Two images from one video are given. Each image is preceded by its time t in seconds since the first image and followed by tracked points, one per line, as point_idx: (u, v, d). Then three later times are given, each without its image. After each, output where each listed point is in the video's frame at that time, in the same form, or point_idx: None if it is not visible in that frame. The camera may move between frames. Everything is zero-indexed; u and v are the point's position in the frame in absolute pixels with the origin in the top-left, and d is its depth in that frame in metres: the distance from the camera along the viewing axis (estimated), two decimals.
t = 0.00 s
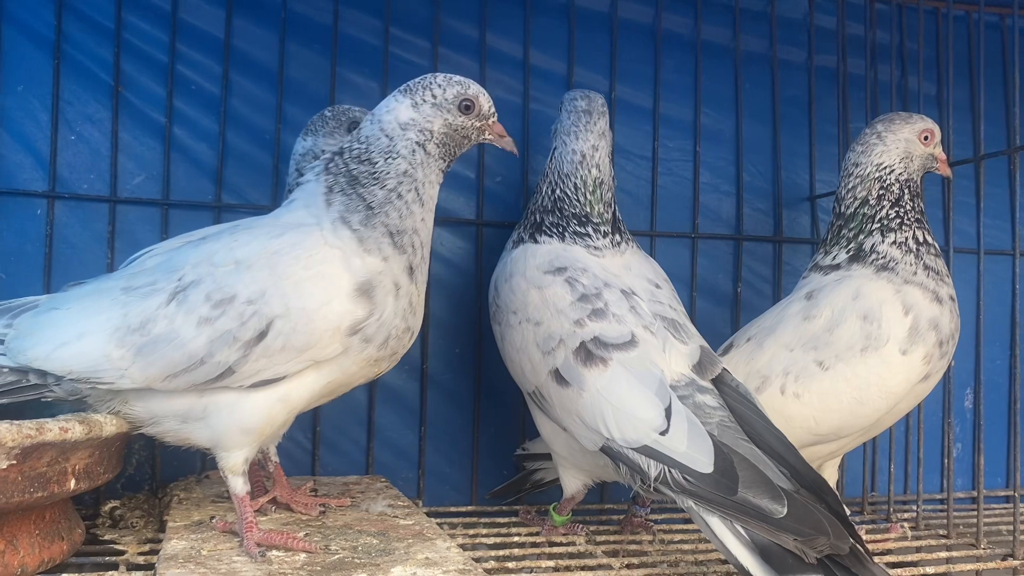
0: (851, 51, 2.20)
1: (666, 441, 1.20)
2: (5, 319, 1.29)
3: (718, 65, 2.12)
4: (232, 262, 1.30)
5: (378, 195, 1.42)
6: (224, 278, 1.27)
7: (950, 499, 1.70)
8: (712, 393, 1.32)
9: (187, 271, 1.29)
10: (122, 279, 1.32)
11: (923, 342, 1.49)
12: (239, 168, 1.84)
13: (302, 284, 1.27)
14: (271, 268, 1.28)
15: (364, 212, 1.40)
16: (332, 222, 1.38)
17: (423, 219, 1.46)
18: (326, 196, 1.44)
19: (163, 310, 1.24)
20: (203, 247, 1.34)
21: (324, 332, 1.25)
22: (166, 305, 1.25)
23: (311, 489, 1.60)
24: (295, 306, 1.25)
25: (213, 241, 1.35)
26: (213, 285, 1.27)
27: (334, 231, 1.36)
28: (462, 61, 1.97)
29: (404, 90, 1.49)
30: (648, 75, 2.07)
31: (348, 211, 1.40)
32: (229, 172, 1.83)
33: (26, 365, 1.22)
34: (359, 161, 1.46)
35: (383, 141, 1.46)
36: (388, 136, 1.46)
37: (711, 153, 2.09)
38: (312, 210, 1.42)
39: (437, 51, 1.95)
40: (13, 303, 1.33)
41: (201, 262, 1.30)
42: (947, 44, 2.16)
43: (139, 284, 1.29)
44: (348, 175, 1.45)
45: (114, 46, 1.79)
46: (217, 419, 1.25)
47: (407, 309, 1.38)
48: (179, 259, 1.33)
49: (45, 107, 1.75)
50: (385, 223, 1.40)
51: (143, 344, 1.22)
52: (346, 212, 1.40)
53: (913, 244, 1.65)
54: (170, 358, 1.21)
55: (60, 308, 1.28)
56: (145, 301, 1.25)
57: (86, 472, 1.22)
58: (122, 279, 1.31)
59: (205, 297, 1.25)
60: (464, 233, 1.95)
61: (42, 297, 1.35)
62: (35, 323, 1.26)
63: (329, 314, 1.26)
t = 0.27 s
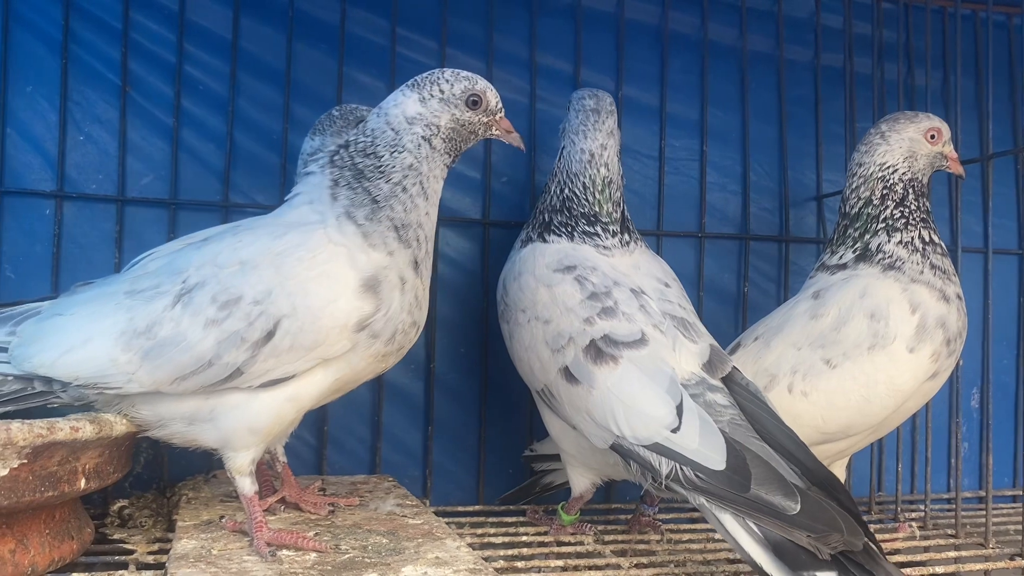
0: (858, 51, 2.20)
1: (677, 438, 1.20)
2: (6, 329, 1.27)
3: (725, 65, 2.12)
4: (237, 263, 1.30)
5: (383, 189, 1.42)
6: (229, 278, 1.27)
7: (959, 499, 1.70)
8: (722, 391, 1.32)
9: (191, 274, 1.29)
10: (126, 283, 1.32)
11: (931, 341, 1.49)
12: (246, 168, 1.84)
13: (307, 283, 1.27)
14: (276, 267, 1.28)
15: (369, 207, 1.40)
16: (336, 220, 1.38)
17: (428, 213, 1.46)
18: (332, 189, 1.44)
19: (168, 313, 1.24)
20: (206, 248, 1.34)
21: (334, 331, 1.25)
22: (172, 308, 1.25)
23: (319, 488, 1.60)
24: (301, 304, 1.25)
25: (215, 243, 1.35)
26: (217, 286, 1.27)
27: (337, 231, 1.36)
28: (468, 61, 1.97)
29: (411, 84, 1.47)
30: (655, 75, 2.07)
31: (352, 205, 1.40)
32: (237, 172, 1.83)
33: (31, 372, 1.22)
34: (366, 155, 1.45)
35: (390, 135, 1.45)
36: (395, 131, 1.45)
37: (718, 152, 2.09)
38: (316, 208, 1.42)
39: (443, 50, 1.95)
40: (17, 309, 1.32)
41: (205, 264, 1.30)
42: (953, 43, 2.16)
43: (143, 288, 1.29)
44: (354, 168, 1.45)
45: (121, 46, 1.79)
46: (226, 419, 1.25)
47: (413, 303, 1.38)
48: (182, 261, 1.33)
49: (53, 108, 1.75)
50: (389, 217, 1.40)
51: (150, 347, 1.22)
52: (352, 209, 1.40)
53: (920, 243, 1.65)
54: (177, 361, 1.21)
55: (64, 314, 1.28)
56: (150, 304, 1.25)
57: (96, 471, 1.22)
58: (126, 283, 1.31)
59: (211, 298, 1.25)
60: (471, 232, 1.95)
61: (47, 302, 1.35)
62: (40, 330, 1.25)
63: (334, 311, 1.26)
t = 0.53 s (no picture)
0: (865, 46, 2.19)
1: (686, 431, 1.19)
2: (18, 314, 1.26)
3: (731, 60, 2.11)
4: (252, 255, 1.29)
5: (400, 189, 1.42)
6: (244, 271, 1.26)
7: (968, 495, 1.69)
8: (731, 384, 1.31)
9: (206, 265, 1.28)
10: (139, 271, 1.31)
11: (940, 334, 1.48)
12: (252, 163, 1.83)
13: (322, 276, 1.26)
14: (291, 262, 1.28)
15: (389, 207, 1.40)
16: (354, 215, 1.38)
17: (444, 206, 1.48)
18: (346, 196, 1.43)
19: (182, 304, 1.23)
20: (221, 239, 1.33)
21: (340, 323, 1.25)
22: (185, 299, 1.24)
23: (325, 483, 1.59)
24: (316, 299, 1.24)
25: (229, 234, 1.34)
26: (232, 279, 1.26)
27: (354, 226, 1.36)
28: (474, 56, 1.97)
29: (395, 79, 1.47)
30: (661, 70, 2.06)
31: (372, 207, 1.40)
32: (242, 167, 1.83)
33: (42, 360, 1.21)
34: (373, 158, 1.45)
35: (394, 134, 1.45)
36: (397, 129, 1.46)
37: (724, 147, 2.09)
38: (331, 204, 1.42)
39: (449, 45, 1.95)
40: (26, 296, 1.31)
41: (219, 255, 1.29)
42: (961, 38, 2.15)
43: (157, 278, 1.28)
44: (364, 172, 1.44)
45: (126, 40, 1.79)
46: (236, 412, 1.24)
47: (428, 301, 1.37)
48: (197, 252, 1.32)
49: (58, 102, 1.75)
50: (414, 216, 1.40)
51: (162, 338, 1.21)
52: (372, 210, 1.39)
53: (927, 237, 1.64)
54: (190, 353, 1.20)
55: (76, 302, 1.27)
56: (163, 295, 1.24)
57: (101, 465, 1.22)
58: (139, 271, 1.30)
59: (225, 290, 1.25)
60: (476, 227, 1.94)
61: (55, 289, 1.34)
62: (51, 317, 1.25)
63: (349, 308, 1.25)
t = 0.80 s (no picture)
0: (867, 45, 2.18)
1: (692, 430, 1.18)
2: (16, 323, 1.25)
3: (733, 59, 2.10)
4: (257, 256, 1.28)
5: (394, 171, 1.47)
6: (250, 272, 1.26)
7: (971, 495, 1.68)
8: (735, 384, 1.30)
9: (210, 266, 1.28)
10: (139, 276, 1.29)
11: (944, 334, 1.47)
12: (252, 163, 1.83)
13: (329, 274, 1.26)
14: (298, 261, 1.27)
15: (386, 190, 1.44)
16: (356, 209, 1.40)
17: (434, 187, 1.53)
18: (340, 184, 1.46)
19: (188, 307, 1.22)
20: (222, 242, 1.32)
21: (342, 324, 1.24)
22: (193, 302, 1.23)
23: (326, 484, 1.59)
24: (325, 297, 1.24)
25: (230, 237, 1.33)
26: (238, 279, 1.25)
27: (359, 219, 1.37)
28: (475, 56, 1.96)
29: (375, 69, 1.52)
30: (663, 70, 2.06)
31: (370, 194, 1.43)
32: (243, 167, 1.83)
33: (44, 369, 1.18)
34: (362, 144, 1.49)
35: (379, 119, 1.50)
36: (382, 115, 1.50)
37: (726, 147, 2.08)
38: (327, 201, 1.43)
39: (451, 45, 1.94)
40: (24, 305, 1.30)
41: (223, 257, 1.29)
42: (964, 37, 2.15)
43: (159, 282, 1.27)
44: (355, 159, 1.48)
45: (127, 40, 1.78)
46: (239, 413, 1.23)
47: (436, 288, 1.39)
48: (199, 255, 1.31)
49: (59, 102, 1.75)
50: (410, 196, 1.45)
51: (170, 342, 1.19)
52: (372, 197, 1.43)
53: (931, 238, 1.63)
54: (200, 357, 1.19)
55: (75, 310, 1.24)
56: (168, 298, 1.23)
57: (103, 466, 1.21)
58: (139, 277, 1.29)
59: (232, 291, 1.24)
60: (478, 228, 1.94)
61: (51, 297, 1.32)
62: (50, 327, 1.22)
63: (358, 305, 1.25)
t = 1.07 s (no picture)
0: (869, 45, 2.18)
1: (690, 432, 1.17)
2: None
3: (735, 60, 2.10)
4: (241, 247, 1.28)
5: (389, 177, 1.46)
6: (234, 263, 1.26)
7: (975, 495, 1.68)
8: (735, 385, 1.29)
9: (193, 258, 1.28)
10: (122, 271, 1.29)
11: (947, 335, 1.47)
12: (253, 163, 1.83)
13: (315, 269, 1.26)
14: (285, 253, 1.27)
15: (376, 194, 1.43)
16: (344, 211, 1.39)
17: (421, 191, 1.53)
18: (331, 190, 1.45)
19: (170, 296, 1.22)
20: (207, 237, 1.33)
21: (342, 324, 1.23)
22: (173, 292, 1.23)
23: (327, 485, 1.58)
24: (308, 289, 1.24)
25: (216, 232, 1.34)
26: (222, 270, 1.25)
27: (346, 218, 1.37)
28: (476, 56, 1.96)
29: (369, 72, 1.50)
30: (665, 70, 2.06)
31: (360, 198, 1.42)
32: (244, 167, 1.82)
33: (21, 361, 1.18)
34: (359, 149, 1.47)
35: (381, 126, 1.48)
36: (385, 121, 1.49)
37: (728, 147, 2.08)
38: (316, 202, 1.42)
39: (452, 45, 1.93)
40: None
41: (207, 249, 1.29)
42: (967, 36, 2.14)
43: (141, 274, 1.27)
44: (350, 166, 1.47)
45: (127, 40, 1.78)
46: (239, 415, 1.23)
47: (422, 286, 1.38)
48: (183, 249, 1.31)
49: (59, 101, 1.74)
50: (403, 200, 1.45)
51: (149, 331, 1.18)
52: (360, 201, 1.42)
53: (934, 237, 1.62)
54: (178, 345, 1.18)
55: (57, 303, 1.24)
56: (150, 288, 1.23)
57: (102, 466, 1.20)
58: (123, 270, 1.29)
59: (215, 281, 1.23)
60: (479, 228, 1.93)
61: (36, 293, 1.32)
62: (30, 318, 1.22)
63: (342, 299, 1.25)
